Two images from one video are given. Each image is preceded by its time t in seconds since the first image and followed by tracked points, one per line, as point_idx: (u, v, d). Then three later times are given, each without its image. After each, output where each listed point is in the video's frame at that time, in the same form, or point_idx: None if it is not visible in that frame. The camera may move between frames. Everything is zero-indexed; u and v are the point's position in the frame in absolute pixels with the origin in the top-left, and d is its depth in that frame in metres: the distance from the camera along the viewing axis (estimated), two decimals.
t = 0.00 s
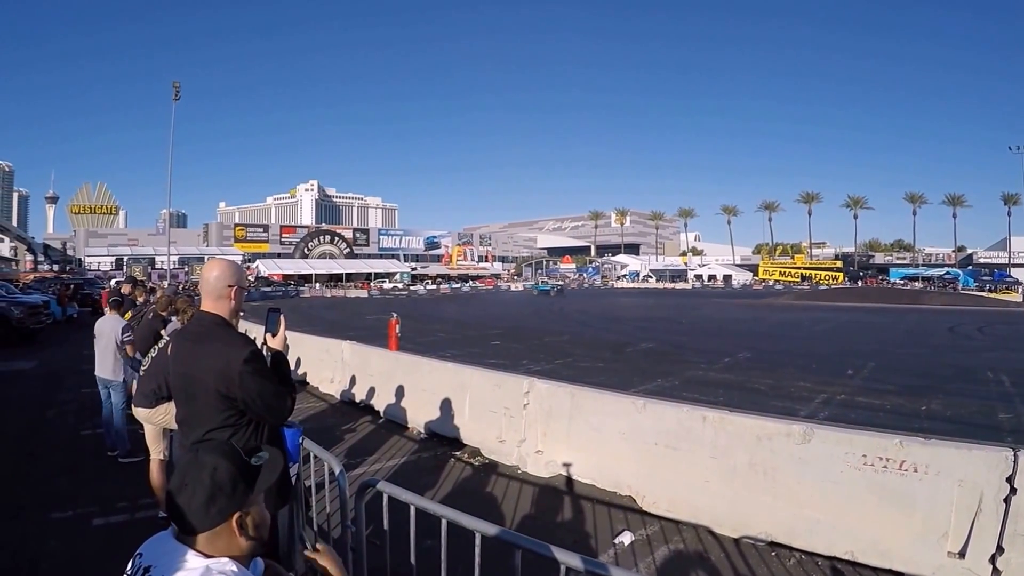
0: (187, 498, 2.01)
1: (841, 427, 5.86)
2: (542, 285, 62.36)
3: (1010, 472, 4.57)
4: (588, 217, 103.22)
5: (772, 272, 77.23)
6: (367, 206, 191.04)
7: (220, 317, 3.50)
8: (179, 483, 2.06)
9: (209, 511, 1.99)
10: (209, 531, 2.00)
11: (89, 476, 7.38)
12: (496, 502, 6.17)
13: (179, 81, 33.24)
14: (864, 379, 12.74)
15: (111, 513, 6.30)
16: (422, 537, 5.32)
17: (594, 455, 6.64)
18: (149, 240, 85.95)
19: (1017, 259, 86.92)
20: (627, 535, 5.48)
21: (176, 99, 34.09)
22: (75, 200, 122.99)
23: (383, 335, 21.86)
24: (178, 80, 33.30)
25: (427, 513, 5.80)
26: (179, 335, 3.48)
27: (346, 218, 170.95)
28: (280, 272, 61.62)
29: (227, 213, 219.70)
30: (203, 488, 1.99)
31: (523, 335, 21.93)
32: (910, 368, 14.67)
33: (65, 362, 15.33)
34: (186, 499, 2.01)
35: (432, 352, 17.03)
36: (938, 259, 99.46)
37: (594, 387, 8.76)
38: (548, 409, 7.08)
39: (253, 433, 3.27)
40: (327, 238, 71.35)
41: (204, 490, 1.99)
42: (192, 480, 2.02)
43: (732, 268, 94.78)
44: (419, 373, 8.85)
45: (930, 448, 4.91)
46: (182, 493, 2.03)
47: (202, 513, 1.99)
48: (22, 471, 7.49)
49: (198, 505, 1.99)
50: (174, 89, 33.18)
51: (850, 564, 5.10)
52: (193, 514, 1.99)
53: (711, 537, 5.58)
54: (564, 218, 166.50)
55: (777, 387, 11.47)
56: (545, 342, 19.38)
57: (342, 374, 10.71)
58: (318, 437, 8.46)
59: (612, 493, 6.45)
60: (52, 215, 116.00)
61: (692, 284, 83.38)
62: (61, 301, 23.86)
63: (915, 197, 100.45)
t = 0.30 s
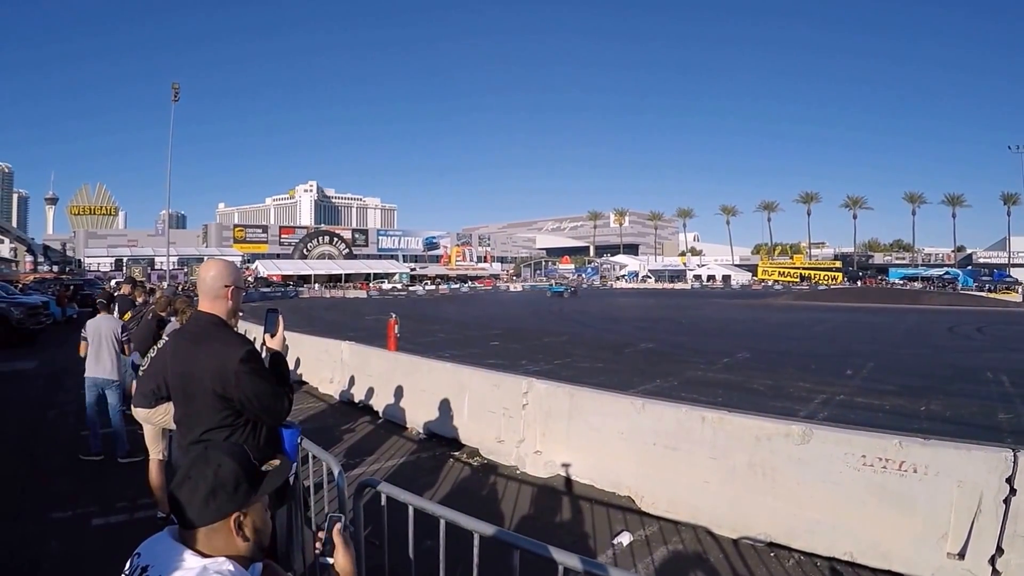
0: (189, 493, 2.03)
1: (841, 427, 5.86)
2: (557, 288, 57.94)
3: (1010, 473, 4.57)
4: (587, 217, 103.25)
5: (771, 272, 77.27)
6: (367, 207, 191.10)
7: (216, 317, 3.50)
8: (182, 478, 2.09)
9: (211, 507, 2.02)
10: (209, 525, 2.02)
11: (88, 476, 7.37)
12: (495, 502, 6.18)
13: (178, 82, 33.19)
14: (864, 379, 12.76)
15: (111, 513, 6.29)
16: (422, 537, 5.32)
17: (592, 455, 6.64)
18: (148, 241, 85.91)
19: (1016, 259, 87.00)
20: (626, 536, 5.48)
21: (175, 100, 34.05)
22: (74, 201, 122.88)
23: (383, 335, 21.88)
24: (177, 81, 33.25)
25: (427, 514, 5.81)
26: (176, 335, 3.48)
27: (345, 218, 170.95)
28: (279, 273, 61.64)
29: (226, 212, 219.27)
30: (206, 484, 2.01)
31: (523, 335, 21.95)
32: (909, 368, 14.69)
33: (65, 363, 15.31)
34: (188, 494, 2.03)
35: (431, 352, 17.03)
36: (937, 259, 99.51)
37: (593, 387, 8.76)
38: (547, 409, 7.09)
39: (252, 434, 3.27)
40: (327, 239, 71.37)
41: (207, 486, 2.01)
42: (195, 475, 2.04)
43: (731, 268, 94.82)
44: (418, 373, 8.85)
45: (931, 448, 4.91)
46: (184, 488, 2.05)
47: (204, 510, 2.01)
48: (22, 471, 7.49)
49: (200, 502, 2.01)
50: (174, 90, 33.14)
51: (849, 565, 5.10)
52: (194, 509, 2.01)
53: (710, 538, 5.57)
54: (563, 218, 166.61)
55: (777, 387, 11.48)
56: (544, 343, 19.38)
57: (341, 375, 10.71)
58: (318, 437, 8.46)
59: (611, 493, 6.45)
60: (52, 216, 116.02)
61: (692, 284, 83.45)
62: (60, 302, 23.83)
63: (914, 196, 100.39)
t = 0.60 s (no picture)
0: (176, 492, 2.05)
1: (833, 426, 5.87)
2: (571, 289, 56.79)
3: (1001, 470, 4.58)
4: (582, 218, 103.34)
5: (766, 273, 77.42)
6: (363, 208, 191.11)
7: (207, 318, 3.49)
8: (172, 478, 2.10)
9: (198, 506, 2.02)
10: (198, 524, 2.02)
11: (81, 477, 7.36)
12: (489, 502, 6.17)
13: (173, 83, 33.05)
14: (858, 379, 12.79)
15: (104, 514, 6.27)
16: (417, 537, 5.32)
17: (587, 454, 6.64)
18: (143, 242, 85.62)
19: (1009, 259, 87.41)
20: (619, 535, 5.48)
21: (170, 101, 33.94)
22: (68, 202, 122.54)
23: (378, 336, 21.87)
24: (172, 81, 33.12)
25: (421, 513, 5.81)
26: (167, 336, 3.47)
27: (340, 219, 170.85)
28: (274, 274, 61.55)
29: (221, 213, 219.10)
30: (195, 481, 2.04)
31: (518, 336, 21.95)
32: (902, 367, 14.74)
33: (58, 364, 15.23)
34: (176, 493, 2.05)
35: (426, 353, 17.01)
36: (931, 259, 99.80)
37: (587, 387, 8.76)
38: (539, 408, 7.09)
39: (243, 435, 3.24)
40: (322, 240, 71.26)
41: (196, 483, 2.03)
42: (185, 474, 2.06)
43: (726, 269, 95.00)
44: (412, 373, 8.83)
45: (922, 447, 4.93)
46: (173, 486, 2.07)
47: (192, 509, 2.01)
48: (14, 472, 7.45)
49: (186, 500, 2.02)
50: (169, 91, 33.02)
51: (841, 562, 5.12)
52: (182, 508, 2.02)
53: (703, 536, 5.58)
54: (559, 219, 166.91)
55: (771, 386, 11.51)
56: (539, 343, 19.37)
57: (335, 375, 10.68)
58: (313, 438, 8.44)
59: (604, 492, 6.45)
60: (46, 217, 115.54)
61: (687, 285, 83.59)
62: (53, 303, 23.71)
63: (909, 197, 100.71)
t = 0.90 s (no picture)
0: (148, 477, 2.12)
1: (819, 424, 5.91)
2: (585, 288, 55.45)
3: (985, 467, 4.63)
4: (572, 217, 103.55)
5: (755, 273, 77.81)
6: (353, 208, 190.76)
7: (192, 317, 3.48)
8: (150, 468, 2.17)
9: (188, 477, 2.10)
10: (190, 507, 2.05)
11: (69, 478, 7.31)
12: (478, 501, 6.17)
13: (162, 82, 32.81)
14: (845, 377, 12.88)
15: (92, 515, 6.23)
16: (406, 536, 5.31)
17: (575, 453, 6.64)
18: (132, 242, 85.06)
19: (996, 260, 88.19)
20: (606, 532, 5.50)
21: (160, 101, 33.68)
22: (56, 202, 121.62)
23: (367, 336, 21.83)
24: (161, 81, 32.89)
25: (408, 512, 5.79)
26: (151, 335, 3.46)
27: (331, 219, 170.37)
28: (264, 274, 61.31)
29: (211, 213, 217.72)
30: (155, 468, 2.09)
31: (508, 335, 21.96)
32: (889, 366, 14.85)
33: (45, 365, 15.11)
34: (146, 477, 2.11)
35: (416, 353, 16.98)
36: (919, 260, 100.49)
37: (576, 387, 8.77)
38: (527, 408, 7.09)
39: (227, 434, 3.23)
40: (312, 240, 71.02)
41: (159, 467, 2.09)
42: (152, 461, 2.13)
43: (716, 269, 95.33)
44: (401, 373, 8.81)
45: (907, 444, 4.96)
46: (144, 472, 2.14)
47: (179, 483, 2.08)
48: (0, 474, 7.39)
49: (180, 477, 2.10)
50: (157, 90, 32.79)
51: (827, 558, 5.15)
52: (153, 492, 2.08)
53: (690, 533, 5.59)
54: (549, 219, 167.18)
55: (759, 385, 11.58)
56: (529, 343, 19.41)
57: (324, 376, 10.65)
58: (302, 438, 8.42)
59: (592, 491, 6.46)
60: (33, 216, 114.55)
61: (676, 285, 83.87)
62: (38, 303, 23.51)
63: (897, 198, 101.44)
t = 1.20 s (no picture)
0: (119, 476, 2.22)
1: (798, 421, 5.97)
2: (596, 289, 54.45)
3: (962, 462, 4.70)
4: (557, 217, 103.54)
5: (739, 272, 78.20)
6: (339, 208, 189.92)
7: (169, 316, 3.46)
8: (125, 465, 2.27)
9: (155, 472, 2.14)
10: (139, 506, 2.13)
11: (51, 481, 7.24)
12: (460, 500, 6.18)
13: (144, 80, 32.45)
14: (827, 374, 12.97)
15: (75, 518, 6.18)
16: (389, 534, 5.30)
17: (559, 450, 6.65)
18: (114, 243, 84.19)
19: (977, 259, 89.18)
20: (589, 530, 5.52)
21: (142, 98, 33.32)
22: (36, 201, 120.16)
23: (351, 336, 21.75)
24: (143, 80, 32.55)
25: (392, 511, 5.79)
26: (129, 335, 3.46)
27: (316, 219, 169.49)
28: (248, 275, 60.90)
29: (194, 213, 215.86)
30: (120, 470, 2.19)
31: (492, 335, 21.95)
32: (870, 363, 14.98)
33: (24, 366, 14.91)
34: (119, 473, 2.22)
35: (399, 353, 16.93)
36: (902, 259, 101.33)
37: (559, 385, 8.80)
38: (510, 407, 7.10)
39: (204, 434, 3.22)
40: (296, 240, 70.64)
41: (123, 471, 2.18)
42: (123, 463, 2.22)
43: (700, 268, 95.76)
44: (384, 373, 8.79)
45: (885, 440, 5.02)
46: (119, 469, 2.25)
47: (144, 474, 2.14)
48: None
49: (147, 469, 2.15)
50: (140, 88, 32.44)
51: (807, 553, 5.19)
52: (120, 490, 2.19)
53: (671, 530, 5.63)
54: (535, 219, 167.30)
55: (742, 383, 11.67)
56: (513, 342, 19.42)
57: (308, 376, 10.60)
58: (285, 439, 8.38)
59: (575, 489, 6.47)
60: (13, 216, 113.04)
61: (661, 284, 84.17)
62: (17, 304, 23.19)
63: (880, 198, 102.35)
